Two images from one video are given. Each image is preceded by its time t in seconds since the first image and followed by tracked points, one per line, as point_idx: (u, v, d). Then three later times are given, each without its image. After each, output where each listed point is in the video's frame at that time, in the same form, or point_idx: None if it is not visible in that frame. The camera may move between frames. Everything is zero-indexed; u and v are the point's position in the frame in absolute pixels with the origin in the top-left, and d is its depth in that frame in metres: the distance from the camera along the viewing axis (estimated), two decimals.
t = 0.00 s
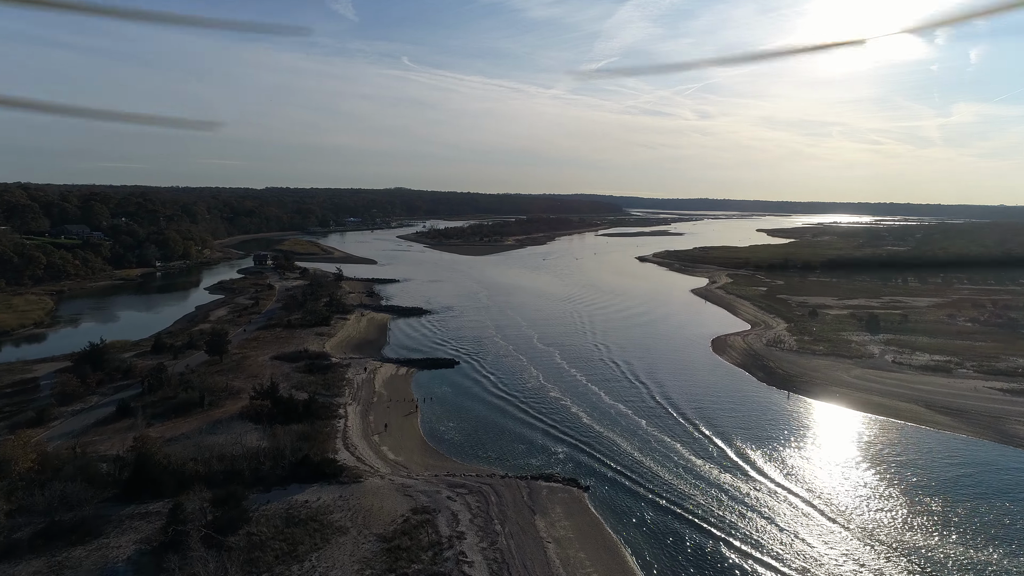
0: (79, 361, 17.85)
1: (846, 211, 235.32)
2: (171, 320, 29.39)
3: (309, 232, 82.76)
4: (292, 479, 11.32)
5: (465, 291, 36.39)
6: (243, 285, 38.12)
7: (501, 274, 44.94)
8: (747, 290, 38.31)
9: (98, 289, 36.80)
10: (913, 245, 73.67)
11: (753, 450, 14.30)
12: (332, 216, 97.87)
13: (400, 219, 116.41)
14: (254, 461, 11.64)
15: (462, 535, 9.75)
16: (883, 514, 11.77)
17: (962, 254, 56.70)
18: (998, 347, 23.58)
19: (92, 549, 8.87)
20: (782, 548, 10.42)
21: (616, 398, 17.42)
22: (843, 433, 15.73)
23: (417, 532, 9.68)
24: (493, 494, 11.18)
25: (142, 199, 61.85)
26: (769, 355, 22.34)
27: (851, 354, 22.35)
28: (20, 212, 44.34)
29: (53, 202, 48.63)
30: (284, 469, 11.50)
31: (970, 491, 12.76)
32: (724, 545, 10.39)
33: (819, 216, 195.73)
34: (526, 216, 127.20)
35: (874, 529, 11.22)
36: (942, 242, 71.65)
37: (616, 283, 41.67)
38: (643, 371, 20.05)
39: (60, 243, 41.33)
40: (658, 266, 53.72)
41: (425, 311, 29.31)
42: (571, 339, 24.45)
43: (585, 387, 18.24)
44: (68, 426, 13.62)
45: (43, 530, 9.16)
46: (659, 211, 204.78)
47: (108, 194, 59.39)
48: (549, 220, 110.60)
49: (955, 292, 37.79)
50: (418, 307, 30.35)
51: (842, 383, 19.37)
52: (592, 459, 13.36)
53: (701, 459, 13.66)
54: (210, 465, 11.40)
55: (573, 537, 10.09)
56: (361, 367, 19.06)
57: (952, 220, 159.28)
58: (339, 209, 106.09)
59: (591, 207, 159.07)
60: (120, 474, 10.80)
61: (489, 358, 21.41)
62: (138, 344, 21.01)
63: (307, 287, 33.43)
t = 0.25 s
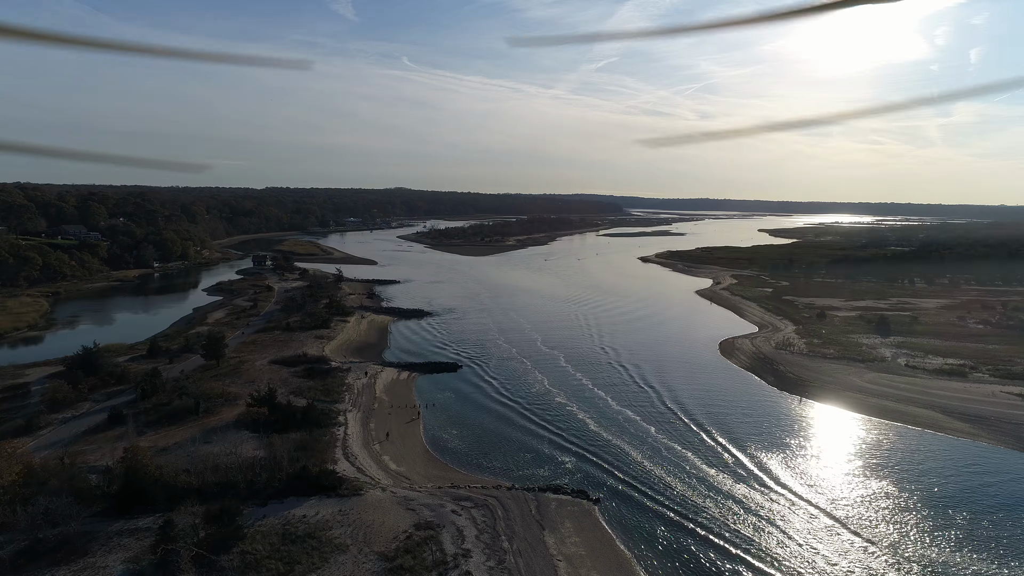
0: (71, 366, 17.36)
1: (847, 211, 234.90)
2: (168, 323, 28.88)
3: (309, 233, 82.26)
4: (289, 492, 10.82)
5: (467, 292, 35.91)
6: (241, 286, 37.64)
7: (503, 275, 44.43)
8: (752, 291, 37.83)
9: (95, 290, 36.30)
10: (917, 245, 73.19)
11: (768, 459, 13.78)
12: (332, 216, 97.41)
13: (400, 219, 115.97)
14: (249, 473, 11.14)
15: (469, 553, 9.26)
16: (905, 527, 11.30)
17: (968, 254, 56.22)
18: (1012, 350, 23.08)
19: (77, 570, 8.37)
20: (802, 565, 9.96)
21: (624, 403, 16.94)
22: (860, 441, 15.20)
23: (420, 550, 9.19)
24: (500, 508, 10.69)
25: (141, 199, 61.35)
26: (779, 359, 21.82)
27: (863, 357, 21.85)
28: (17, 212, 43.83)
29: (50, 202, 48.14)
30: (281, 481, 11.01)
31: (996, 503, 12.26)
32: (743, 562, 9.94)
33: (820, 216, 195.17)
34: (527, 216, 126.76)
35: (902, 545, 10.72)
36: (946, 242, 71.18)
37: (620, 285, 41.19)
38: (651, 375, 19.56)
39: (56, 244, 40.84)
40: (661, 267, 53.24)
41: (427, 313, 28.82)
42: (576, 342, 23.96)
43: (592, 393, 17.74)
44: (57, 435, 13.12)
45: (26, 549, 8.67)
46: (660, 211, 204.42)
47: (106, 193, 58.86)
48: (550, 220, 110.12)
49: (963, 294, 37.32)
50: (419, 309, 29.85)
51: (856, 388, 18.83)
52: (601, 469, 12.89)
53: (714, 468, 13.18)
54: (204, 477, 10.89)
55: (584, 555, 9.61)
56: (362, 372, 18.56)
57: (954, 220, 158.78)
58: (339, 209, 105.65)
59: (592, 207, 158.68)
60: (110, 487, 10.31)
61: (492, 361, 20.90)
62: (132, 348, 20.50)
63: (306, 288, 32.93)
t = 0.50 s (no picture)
0: (64, 370, 16.87)
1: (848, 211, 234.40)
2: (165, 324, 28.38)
3: (309, 233, 81.78)
4: (286, 504, 10.31)
5: (469, 293, 35.44)
6: (241, 287, 37.17)
7: (505, 276, 43.93)
8: (758, 292, 37.35)
9: (92, 291, 35.82)
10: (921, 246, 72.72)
11: (784, 470, 13.30)
12: (332, 217, 96.97)
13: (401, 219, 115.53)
14: (245, 484, 10.64)
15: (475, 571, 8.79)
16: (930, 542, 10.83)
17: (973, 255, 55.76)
18: None
19: None
20: None
21: (633, 409, 16.45)
22: (877, 448, 14.75)
23: (425, 568, 8.71)
24: (507, 522, 10.21)
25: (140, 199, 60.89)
26: (790, 363, 21.29)
27: (875, 360, 21.36)
28: (14, 212, 43.36)
29: (47, 202, 47.66)
30: (278, 493, 10.52)
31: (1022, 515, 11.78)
32: None
33: (821, 216, 194.65)
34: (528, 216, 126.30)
35: (933, 563, 10.23)
36: (951, 243, 70.73)
37: (623, 285, 40.70)
38: (659, 379, 19.06)
39: (53, 244, 40.36)
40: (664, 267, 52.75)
41: (428, 314, 28.32)
42: (581, 344, 23.46)
43: (598, 398, 17.25)
44: (46, 443, 12.62)
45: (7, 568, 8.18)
46: (660, 211, 204.04)
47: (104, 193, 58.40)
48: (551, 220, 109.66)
49: (971, 295, 36.85)
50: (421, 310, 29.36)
51: (870, 393, 18.28)
52: (611, 479, 12.43)
53: (728, 479, 12.71)
54: (197, 489, 10.40)
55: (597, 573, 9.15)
56: (362, 376, 18.06)
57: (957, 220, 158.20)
58: (339, 209, 105.22)
59: (593, 207, 158.31)
60: (98, 500, 9.82)
61: (495, 365, 20.39)
62: (128, 351, 20.02)
63: (306, 289, 32.44)
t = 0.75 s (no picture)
0: (55, 374, 16.37)
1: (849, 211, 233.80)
2: (163, 326, 27.87)
3: (309, 233, 81.28)
4: (283, 517, 9.82)
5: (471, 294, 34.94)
6: (240, 287, 36.68)
7: (507, 276, 43.42)
8: (764, 293, 36.85)
9: (89, 292, 35.34)
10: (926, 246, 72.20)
11: (801, 479, 12.85)
12: (333, 216, 96.52)
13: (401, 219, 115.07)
14: (240, 497, 10.14)
15: None
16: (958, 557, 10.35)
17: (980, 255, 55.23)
18: None
19: None
20: None
21: (642, 414, 15.96)
22: (895, 455, 14.27)
23: None
24: (515, 536, 9.74)
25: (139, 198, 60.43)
26: (801, 366, 20.76)
27: (888, 363, 20.85)
28: (10, 212, 42.90)
29: (45, 202, 47.19)
30: (275, 505, 10.03)
31: None
32: None
33: (822, 216, 194.35)
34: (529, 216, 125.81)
35: None
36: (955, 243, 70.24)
37: (627, 286, 40.22)
38: (667, 383, 18.56)
39: (50, 244, 39.90)
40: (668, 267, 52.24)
41: (430, 316, 27.82)
42: (587, 346, 22.97)
43: (605, 402, 16.76)
44: (33, 452, 12.12)
45: None
46: (661, 211, 203.47)
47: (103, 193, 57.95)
48: (553, 220, 109.18)
49: (980, 296, 36.35)
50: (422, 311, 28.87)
51: (885, 397, 17.74)
52: (621, 489, 11.96)
53: (745, 489, 12.24)
54: (189, 502, 9.90)
55: None
56: (363, 380, 17.55)
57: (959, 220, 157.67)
58: (340, 209, 104.77)
59: (594, 207, 157.86)
60: (85, 514, 9.33)
61: (499, 368, 19.87)
62: (123, 354, 19.52)
63: (306, 290, 31.96)
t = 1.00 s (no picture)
0: (46, 377, 15.89)
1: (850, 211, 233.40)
2: (160, 327, 27.39)
3: (309, 233, 80.82)
4: (279, 530, 9.33)
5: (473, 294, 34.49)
6: (238, 288, 36.22)
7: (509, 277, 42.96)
8: (769, 293, 36.35)
9: (85, 292, 34.87)
10: (930, 246, 71.72)
11: (817, 486, 12.39)
12: (333, 216, 96.03)
13: (402, 219, 114.59)
14: (234, 508, 9.65)
15: None
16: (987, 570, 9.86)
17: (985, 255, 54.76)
18: None
19: None
20: None
21: (651, 418, 15.48)
22: (914, 461, 13.78)
23: None
24: (522, 548, 9.29)
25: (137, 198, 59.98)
26: (811, 369, 20.27)
27: (901, 366, 20.36)
28: (7, 211, 42.43)
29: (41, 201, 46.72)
30: (270, 517, 9.55)
31: None
32: None
33: (823, 217, 193.78)
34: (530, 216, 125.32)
35: None
36: (960, 243, 69.78)
37: (630, 286, 39.75)
38: (676, 386, 18.06)
39: (47, 244, 39.43)
40: (671, 267, 51.75)
41: (432, 317, 27.33)
42: (592, 347, 22.51)
43: (612, 406, 16.30)
44: (20, 460, 11.64)
45: None
46: (662, 211, 203.21)
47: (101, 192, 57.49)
48: (554, 219, 108.68)
49: (988, 296, 35.85)
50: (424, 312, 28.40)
51: (900, 401, 17.23)
52: (633, 497, 11.50)
53: (761, 498, 11.77)
54: (181, 514, 9.42)
55: None
56: (363, 383, 17.07)
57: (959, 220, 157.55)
58: (340, 208, 104.28)
59: (595, 207, 157.38)
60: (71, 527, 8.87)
61: (503, 371, 19.39)
62: (117, 357, 19.04)
63: (305, 290, 31.48)
